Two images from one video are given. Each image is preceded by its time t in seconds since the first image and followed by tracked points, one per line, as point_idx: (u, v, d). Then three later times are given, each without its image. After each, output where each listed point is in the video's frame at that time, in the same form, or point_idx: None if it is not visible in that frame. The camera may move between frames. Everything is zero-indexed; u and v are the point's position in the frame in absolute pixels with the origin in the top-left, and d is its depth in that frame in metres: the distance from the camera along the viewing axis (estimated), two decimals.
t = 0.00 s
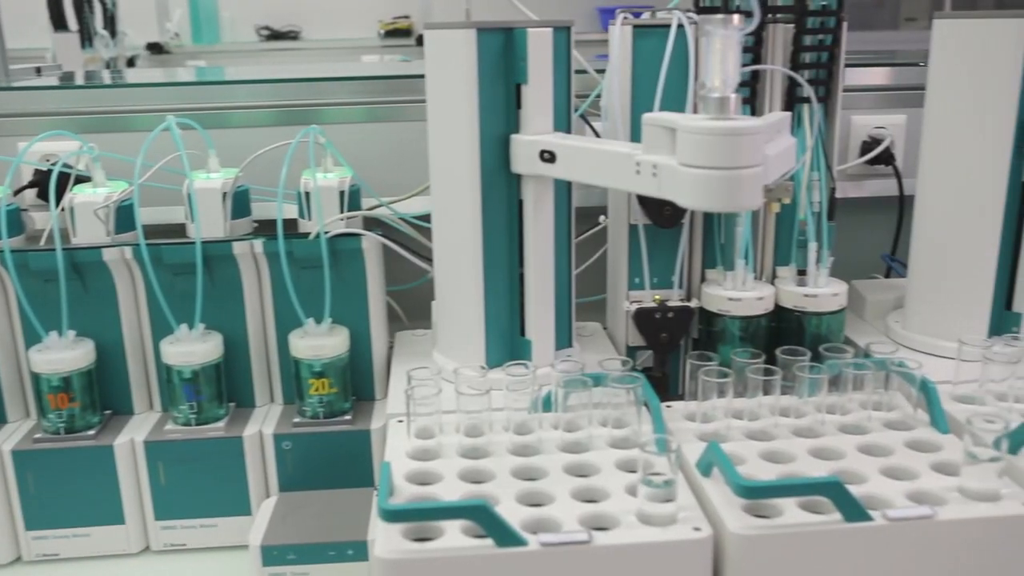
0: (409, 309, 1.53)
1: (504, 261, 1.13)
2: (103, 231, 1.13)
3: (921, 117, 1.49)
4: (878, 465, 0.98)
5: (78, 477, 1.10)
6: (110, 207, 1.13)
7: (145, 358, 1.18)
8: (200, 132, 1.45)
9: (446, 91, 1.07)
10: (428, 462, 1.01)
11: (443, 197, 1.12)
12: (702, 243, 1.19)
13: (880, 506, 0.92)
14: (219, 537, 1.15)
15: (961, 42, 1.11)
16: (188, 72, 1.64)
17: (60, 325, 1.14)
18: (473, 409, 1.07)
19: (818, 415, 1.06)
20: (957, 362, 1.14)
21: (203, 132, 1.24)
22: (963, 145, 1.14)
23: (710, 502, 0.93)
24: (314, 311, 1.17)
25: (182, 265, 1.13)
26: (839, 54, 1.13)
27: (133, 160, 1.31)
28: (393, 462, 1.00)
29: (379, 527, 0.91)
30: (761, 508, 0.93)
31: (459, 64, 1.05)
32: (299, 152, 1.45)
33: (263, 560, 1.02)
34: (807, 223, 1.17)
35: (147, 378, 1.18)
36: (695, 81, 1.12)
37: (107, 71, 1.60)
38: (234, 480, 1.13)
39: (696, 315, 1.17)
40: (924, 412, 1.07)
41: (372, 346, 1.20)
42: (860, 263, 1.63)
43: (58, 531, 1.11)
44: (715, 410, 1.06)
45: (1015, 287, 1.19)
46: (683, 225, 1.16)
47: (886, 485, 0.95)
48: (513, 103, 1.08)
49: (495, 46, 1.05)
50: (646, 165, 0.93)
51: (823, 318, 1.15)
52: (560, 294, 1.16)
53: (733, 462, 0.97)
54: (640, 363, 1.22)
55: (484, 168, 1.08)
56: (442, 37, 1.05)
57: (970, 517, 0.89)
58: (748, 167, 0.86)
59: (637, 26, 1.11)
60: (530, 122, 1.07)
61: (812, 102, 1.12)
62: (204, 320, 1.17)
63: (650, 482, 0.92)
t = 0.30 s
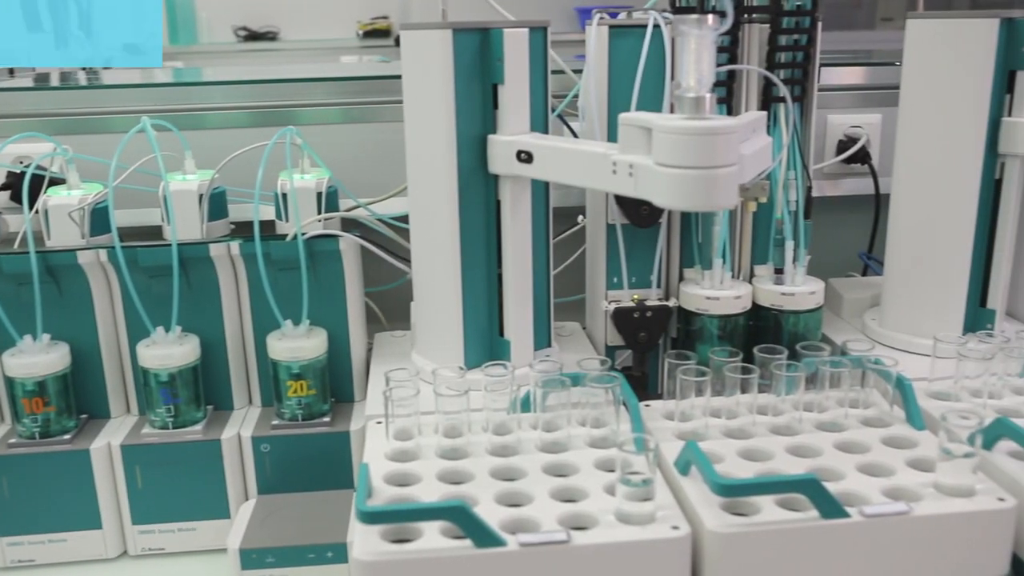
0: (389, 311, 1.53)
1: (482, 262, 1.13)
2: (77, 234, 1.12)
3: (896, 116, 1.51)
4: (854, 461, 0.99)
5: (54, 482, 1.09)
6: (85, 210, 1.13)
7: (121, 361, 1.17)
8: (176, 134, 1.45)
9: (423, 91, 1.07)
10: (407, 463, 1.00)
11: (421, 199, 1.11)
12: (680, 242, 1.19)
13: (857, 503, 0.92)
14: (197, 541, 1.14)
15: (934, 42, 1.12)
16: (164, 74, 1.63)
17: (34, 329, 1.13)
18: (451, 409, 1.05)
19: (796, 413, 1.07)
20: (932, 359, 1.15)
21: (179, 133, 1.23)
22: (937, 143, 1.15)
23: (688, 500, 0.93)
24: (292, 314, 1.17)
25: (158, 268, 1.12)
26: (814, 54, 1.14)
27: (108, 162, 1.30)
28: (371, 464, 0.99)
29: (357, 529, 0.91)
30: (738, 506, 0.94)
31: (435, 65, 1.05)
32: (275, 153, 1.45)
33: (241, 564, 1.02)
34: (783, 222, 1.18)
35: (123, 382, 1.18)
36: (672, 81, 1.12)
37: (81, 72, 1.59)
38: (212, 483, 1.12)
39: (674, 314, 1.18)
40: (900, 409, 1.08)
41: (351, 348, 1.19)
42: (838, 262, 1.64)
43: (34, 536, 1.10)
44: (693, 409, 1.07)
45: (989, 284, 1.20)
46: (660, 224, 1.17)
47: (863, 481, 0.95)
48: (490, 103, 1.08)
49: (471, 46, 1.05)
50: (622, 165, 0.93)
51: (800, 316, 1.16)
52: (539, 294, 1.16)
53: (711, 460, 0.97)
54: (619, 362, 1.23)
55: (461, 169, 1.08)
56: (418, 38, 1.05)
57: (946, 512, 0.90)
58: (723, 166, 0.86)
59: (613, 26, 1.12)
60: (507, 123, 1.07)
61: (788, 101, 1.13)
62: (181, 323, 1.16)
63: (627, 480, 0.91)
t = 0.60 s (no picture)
0: (372, 312, 1.52)
1: (466, 263, 1.13)
2: (57, 236, 1.11)
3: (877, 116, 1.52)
4: (837, 459, 0.99)
5: (34, 486, 1.09)
6: (65, 212, 1.11)
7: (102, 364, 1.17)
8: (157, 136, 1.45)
9: (405, 91, 1.06)
10: (390, 464, 1.00)
11: (403, 199, 1.11)
12: (663, 242, 1.19)
13: (839, 500, 0.93)
14: (180, 544, 1.13)
15: (914, 42, 1.13)
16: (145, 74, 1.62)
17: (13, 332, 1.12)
18: (434, 411, 1.05)
19: (779, 411, 1.07)
20: (913, 357, 1.16)
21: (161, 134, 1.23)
22: (917, 142, 1.16)
23: (671, 499, 0.93)
24: (275, 315, 1.17)
25: (140, 269, 1.12)
26: (795, 54, 1.14)
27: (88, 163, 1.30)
28: (354, 465, 0.99)
29: (340, 531, 0.90)
30: (721, 504, 0.94)
31: (416, 66, 1.05)
32: (257, 154, 1.45)
33: (225, 567, 1.01)
34: (766, 222, 1.18)
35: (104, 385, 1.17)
36: (654, 81, 1.13)
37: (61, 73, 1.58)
38: (194, 486, 1.12)
39: (658, 313, 1.18)
40: (882, 407, 1.09)
41: (334, 349, 1.19)
42: (821, 261, 1.64)
43: (14, 541, 1.09)
44: (676, 408, 1.08)
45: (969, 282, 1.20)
46: (643, 224, 1.17)
47: (845, 479, 0.96)
48: (472, 103, 1.08)
49: (454, 46, 1.05)
50: (604, 165, 0.93)
51: (783, 315, 1.16)
52: (522, 294, 1.17)
53: (694, 459, 0.97)
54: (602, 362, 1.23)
55: (443, 170, 1.08)
56: (400, 38, 1.05)
57: (927, 510, 0.90)
58: (704, 166, 0.86)
59: (596, 26, 1.12)
60: (489, 123, 1.07)
61: (769, 101, 1.13)
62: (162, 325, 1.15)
63: (610, 480, 0.91)
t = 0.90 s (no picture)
0: (355, 313, 1.52)
1: (448, 264, 1.13)
2: (37, 238, 1.10)
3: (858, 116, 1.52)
4: (819, 457, 1.00)
5: (14, 491, 1.08)
6: (45, 213, 1.11)
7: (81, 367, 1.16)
8: (137, 138, 1.44)
9: (387, 92, 1.06)
10: (373, 466, 1.00)
11: (386, 200, 1.11)
12: (646, 242, 1.19)
13: (821, 498, 0.93)
14: (162, 548, 1.13)
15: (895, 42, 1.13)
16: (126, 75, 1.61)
17: None
18: (417, 411, 1.05)
19: (761, 410, 1.08)
20: (894, 356, 1.16)
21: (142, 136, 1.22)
22: (897, 142, 1.17)
23: (654, 498, 0.93)
24: (257, 317, 1.16)
25: (121, 271, 1.11)
26: (777, 55, 1.15)
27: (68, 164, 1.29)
28: (337, 467, 0.99)
29: (323, 533, 0.90)
30: (704, 504, 0.94)
31: (398, 66, 1.04)
32: (239, 155, 1.45)
33: (207, 570, 1.01)
34: (748, 221, 1.19)
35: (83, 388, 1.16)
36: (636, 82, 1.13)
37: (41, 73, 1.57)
38: (177, 489, 1.11)
39: (641, 313, 1.18)
40: (863, 405, 1.09)
41: (317, 350, 1.19)
42: (803, 260, 1.65)
43: None
44: (659, 408, 1.07)
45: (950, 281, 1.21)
46: (626, 224, 1.17)
47: (827, 477, 0.96)
48: (454, 104, 1.08)
49: (435, 47, 1.05)
50: (586, 165, 0.93)
51: (766, 314, 1.17)
52: (505, 295, 1.17)
53: (677, 458, 0.97)
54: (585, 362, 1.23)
55: (425, 171, 1.08)
56: (382, 38, 1.04)
57: (907, 506, 0.91)
58: (685, 166, 0.86)
59: (577, 26, 1.12)
60: (471, 124, 1.07)
61: (750, 101, 1.14)
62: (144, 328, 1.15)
63: (592, 480, 0.91)
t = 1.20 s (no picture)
0: (337, 314, 1.52)
1: (428, 265, 1.12)
2: (14, 241, 1.10)
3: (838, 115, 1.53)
4: (799, 455, 1.00)
5: None
6: (21, 216, 1.10)
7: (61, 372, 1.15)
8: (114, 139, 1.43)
9: (366, 92, 1.06)
10: (354, 468, 1.00)
11: (366, 202, 1.11)
12: (627, 242, 1.20)
13: (801, 496, 0.94)
14: (143, 552, 1.12)
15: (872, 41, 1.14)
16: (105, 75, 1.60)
17: None
18: (399, 412, 1.05)
19: (741, 409, 1.08)
20: (874, 353, 1.17)
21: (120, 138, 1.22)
22: (875, 141, 1.17)
23: (635, 498, 0.94)
24: (237, 319, 1.16)
25: (99, 274, 1.10)
26: (755, 55, 1.15)
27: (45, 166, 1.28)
28: (318, 469, 0.98)
29: (303, 535, 0.90)
30: (685, 502, 0.94)
31: (377, 68, 1.04)
32: (218, 158, 1.44)
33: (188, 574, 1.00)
34: (728, 221, 1.19)
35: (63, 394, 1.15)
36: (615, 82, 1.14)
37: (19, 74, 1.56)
38: (158, 493, 1.11)
39: (622, 312, 1.19)
40: (843, 403, 1.10)
41: (298, 352, 1.18)
42: (784, 259, 1.66)
43: None
44: (640, 408, 1.08)
45: (928, 279, 1.22)
46: (607, 224, 1.17)
47: (807, 475, 0.96)
48: (434, 104, 1.08)
49: (414, 47, 1.05)
50: (565, 165, 0.93)
51: (746, 313, 1.17)
52: (486, 296, 1.17)
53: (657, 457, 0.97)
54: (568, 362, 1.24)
55: (405, 172, 1.08)
56: (360, 38, 1.04)
57: (886, 503, 0.91)
58: (664, 166, 0.86)
59: (557, 27, 1.12)
60: (451, 125, 1.07)
61: (729, 100, 1.14)
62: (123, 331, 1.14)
63: (573, 480, 0.91)
